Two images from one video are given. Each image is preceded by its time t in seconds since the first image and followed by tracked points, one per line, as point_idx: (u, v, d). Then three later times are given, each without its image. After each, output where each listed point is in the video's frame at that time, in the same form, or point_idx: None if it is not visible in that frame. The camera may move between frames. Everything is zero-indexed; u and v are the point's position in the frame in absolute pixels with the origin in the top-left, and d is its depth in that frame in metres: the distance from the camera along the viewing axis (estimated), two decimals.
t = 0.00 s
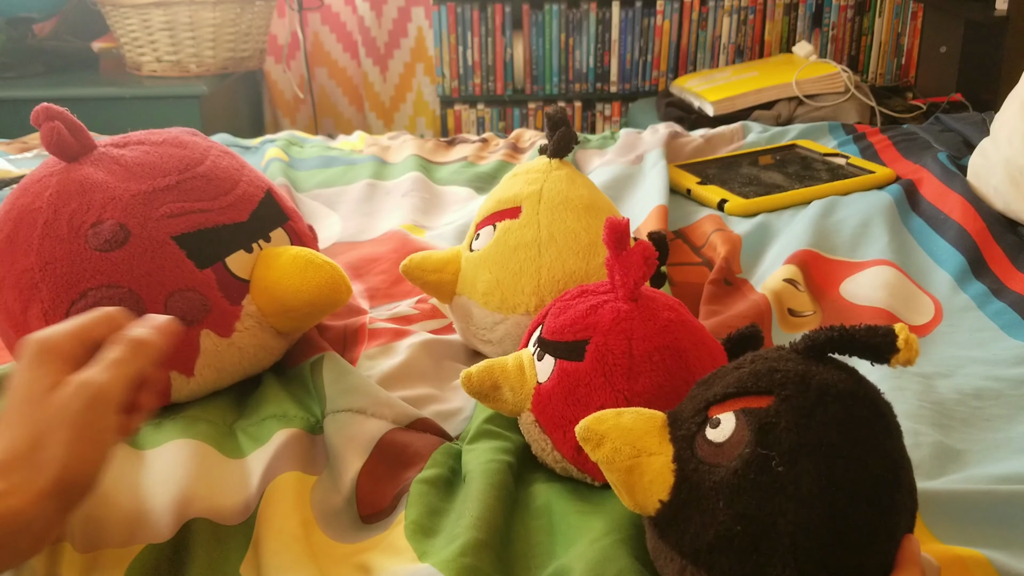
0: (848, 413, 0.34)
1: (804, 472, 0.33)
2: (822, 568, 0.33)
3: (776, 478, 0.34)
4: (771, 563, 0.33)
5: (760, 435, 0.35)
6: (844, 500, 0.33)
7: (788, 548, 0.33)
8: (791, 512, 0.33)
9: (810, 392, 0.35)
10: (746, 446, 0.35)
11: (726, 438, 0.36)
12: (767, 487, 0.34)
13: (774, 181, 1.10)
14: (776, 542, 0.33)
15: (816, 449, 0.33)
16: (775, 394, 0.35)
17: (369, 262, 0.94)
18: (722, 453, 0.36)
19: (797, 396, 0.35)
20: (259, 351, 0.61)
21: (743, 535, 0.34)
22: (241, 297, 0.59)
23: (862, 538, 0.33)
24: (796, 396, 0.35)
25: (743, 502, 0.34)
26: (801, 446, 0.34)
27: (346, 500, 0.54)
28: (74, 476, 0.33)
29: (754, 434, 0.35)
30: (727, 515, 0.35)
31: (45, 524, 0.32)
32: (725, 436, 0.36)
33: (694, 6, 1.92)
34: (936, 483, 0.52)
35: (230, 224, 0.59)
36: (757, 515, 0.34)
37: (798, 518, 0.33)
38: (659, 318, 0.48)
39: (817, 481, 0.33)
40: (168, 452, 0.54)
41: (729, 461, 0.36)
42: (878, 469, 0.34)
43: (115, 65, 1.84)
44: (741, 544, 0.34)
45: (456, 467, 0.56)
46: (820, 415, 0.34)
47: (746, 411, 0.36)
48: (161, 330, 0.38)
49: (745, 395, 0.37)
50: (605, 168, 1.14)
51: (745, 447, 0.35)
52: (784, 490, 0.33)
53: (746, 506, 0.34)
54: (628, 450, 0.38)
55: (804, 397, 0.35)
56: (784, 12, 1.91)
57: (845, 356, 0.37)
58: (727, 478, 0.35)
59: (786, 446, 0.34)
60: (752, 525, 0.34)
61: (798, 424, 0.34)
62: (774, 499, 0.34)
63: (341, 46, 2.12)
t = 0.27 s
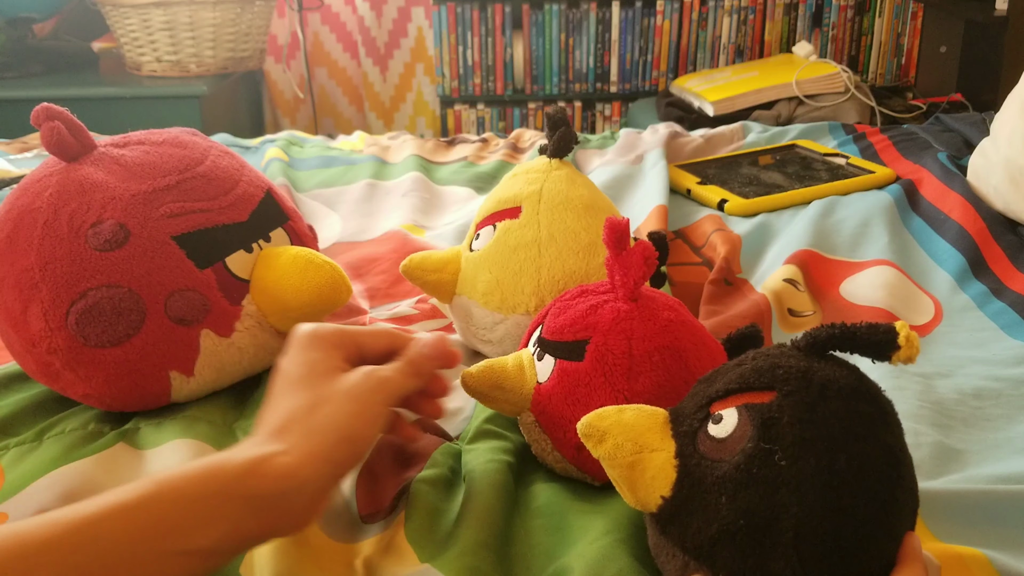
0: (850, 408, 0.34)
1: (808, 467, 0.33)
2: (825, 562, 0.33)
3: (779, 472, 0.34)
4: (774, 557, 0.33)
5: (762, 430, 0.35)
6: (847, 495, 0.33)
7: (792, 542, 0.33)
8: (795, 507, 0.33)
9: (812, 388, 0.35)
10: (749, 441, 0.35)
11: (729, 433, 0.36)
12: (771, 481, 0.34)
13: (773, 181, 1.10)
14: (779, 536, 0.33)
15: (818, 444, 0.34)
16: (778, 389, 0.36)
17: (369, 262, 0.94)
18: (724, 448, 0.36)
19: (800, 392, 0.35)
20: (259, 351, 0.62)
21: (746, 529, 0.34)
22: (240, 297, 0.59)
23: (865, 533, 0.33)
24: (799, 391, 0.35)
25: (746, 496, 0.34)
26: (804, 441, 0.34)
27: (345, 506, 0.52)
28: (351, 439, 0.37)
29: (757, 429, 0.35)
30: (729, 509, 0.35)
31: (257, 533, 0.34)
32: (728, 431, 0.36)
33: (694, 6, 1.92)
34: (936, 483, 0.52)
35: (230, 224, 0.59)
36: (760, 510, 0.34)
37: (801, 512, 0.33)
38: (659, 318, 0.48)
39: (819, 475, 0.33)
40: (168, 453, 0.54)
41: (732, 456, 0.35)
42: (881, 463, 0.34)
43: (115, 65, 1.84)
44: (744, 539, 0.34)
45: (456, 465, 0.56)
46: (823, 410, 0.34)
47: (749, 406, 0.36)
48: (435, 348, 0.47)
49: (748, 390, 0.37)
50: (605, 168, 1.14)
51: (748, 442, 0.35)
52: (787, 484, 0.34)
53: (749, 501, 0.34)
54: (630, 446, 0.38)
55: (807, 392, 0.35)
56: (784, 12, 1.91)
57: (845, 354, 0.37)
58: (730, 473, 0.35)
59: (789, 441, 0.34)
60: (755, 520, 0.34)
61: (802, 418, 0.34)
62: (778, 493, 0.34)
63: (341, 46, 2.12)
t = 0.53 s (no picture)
0: (828, 408, 0.34)
1: (786, 470, 0.33)
2: (808, 565, 0.32)
3: (757, 477, 0.33)
4: (755, 565, 0.33)
5: (740, 436, 0.35)
6: (827, 496, 0.32)
7: (773, 548, 0.32)
8: (775, 511, 0.33)
9: (788, 390, 0.35)
10: (728, 448, 0.35)
11: (709, 439, 0.36)
12: (750, 486, 0.33)
13: (774, 181, 1.10)
14: (761, 541, 0.33)
15: (796, 447, 0.33)
16: (756, 393, 0.36)
17: (369, 262, 0.94)
18: (705, 455, 0.35)
19: (778, 394, 0.35)
20: (260, 352, 0.62)
21: (728, 537, 0.33)
22: (240, 297, 0.59)
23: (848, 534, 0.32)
24: (775, 394, 0.35)
25: (726, 503, 0.34)
26: (781, 444, 0.33)
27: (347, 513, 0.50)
28: (399, 486, 0.47)
29: (735, 435, 0.35)
30: (710, 517, 0.34)
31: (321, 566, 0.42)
32: (708, 437, 0.36)
33: (694, 6, 1.92)
34: (936, 483, 0.52)
35: (230, 224, 0.59)
36: (740, 517, 0.33)
37: (781, 516, 0.32)
38: (664, 325, 0.48)
39: (797, 478, 0.33)
40: (168, 454, 0.55)
41: (711, 463, 0.35)
42: (863, 463, 0.33)
43: (114, 65, 1.84)
44: (727, 548, 0.33)
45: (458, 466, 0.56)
46: (799, 411, 0.34)
47: (730, 411, 0.36)
48: (494, 386, 0.50)
49: (727, 395, 0.37)
50: (606, 168, 1.14)
51: (726, 449, 0.35)
52: (766, 488, 0.33)
53: (730, 508, 0.33)
54: (614, 459, 0.37)
55: (782, 395, 0.35)
56: (784, 12, 1.91)
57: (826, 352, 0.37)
58: (710, 480, 0.34)
59: (766, 445, 0.34)
60: (736, 527, 0.33)
61: (778, 422, 0.34)
62: (757, 498, 0.33)
63: (341, 46, 2.12)
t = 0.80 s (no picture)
0: (800, 402, 0.34)
1: (761, 469, 0.33)
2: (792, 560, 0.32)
3: (734, 478, 0.33)
4: (741, 566, 0.33)
5: (715, 437, 0.35)
6: (805, 491, 0.32)
7: (756, 546, 0.32)
8: (754, 510, 0.33)
9: (759, 387, 0.35)
10: (704, 450, 0.35)
11: (687, 444, 0.36)
12: (728, 487, 0.33)
13: (774, 181, 1.10)
14: (743, 540, 0.33)
15: (771, 444, 0.33)
16: (727, 393, 0.36)
17: (369, 262, 0.94)
18: (683, 460, 0.35)
19: (747, 393, 0.35)
20: (260, 352, 0.62)
21: (711, 539, 0.33)
22: (241, 297, 0.59)
23: (830, 527, 0.32)
24: (746, 393, 0.35)
25: (707, 505, 0.34)
26: (756, 443, 0.33)
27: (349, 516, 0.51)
28: (388, 490, 0.47)
29: (710, 437, 0.35)
30: (693, 521, 0.34)
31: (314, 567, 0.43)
32: (686, 441, 0.36)
33: (694, 6, 1.92)
34: (936, 483, 0.52)
35: (230, 224, 0.59)
36: (721, 518, 0.33)
37: (761, 514, 0.32)
38: (648, 320, 0.47)
39: (774, 475, 0.33)
40: (167, 454, 0.55)
41: (690, 467, 0.35)
42: (839, 453, 0.33)
43: (114, 65, 1.84)
44: (710, 550, 0.33)
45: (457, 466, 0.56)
46: (771, 408, 0.34)
47: (703, 414, 0.36)
48: (480, 395, 0.51)
49: (699, 398, 0.37)
50: (605, 168, 1.14)
51: (703, 451, 0.35)
52: (744, 488, 0.33)
53: (711, 510, 0.33)
54: (597, 472, 0.38)
55: (754, 393, 0.35)
56: (784, 12, 1.91)
57: (796, 344, 0.37)
58: (689, 484, 0.34)
59: (740, 445, 0.34)
60: (718, 529, 0.33)
61: (751, 420, 0.34)
62: (736, 498, 0.33)
63: (341, 46, 2.12)
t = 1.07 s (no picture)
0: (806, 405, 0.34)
1: (767, 473, 0.33)
2: (798, 564, 0.33)
3: (740, 481, 0.33)
4: (746, 568, 0.33)
5: (720, 440, 0.34)
6: (810, 496, 0.32)
7: (761, 549, 0.33)
8: (760, 514, 0.33)
9: (765, 389, 0.34)
10: (709, 452, 0.35)
11: (691, 446, 0.36)
12: (734, 491, 0.33)
13: (774, 181, 1.10)
14: (748, 543, 0.33)
15: (776, 447, 0.33)
16: (731, 396, 0.35)
17: (369, 262, 0.94)
18: (689, 461, 0.35)
19: (752, 396, 0.34)
20: (260, 352, 0.62)
21: (717, 542, 0.34)
22: (241, 297, 0.59)
23: (834, 531, 0.33)
24: (752, 396, 0.34)
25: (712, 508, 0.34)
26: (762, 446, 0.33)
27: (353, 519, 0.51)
28: (388, 490, 0.47)
29: (715, 440, 0.35)
30: (699, 524, 0.34)
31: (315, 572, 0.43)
32: (689, 444, 0.36)
33: (694, 6, 1.92)
34: (936, 483, 0.52)
35: (230, 225, 0.59)
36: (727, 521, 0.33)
37: (767, 518, 0.33)
38: (649, 319, 0.47)
39: (780, 479, 0.33)
40: (167, 454, 0.55)
41: (696, 469, 0.35)
42: (842, 457, 0.33)
43: (114, 65, 1.84)
44: (715, 552, 0.34)
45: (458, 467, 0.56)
46: (776, 411, 0.34)
47: (707, 416, 0.35)
48: (484, 408, 0.52)
49: (704, 400, 0.36)
50: (605, 168, 1.14)
51: (709, 453, 0.35)
52: (749, 492, 0.33)
53: (716, 513, 0.34)
54: (601, 469, 0.38)
55: (760, 395, 0.34)
56: (784, 12, 1.91)
57: (801, 345, 0.36)
58: (695, 487, 0.34)
59: (746, 448, 0.33)
60: (724, 532, 0.34)
61: (757, 423, 0.34)
62: (742, 502, 0.33)
63: (341, 46, 2.12)
